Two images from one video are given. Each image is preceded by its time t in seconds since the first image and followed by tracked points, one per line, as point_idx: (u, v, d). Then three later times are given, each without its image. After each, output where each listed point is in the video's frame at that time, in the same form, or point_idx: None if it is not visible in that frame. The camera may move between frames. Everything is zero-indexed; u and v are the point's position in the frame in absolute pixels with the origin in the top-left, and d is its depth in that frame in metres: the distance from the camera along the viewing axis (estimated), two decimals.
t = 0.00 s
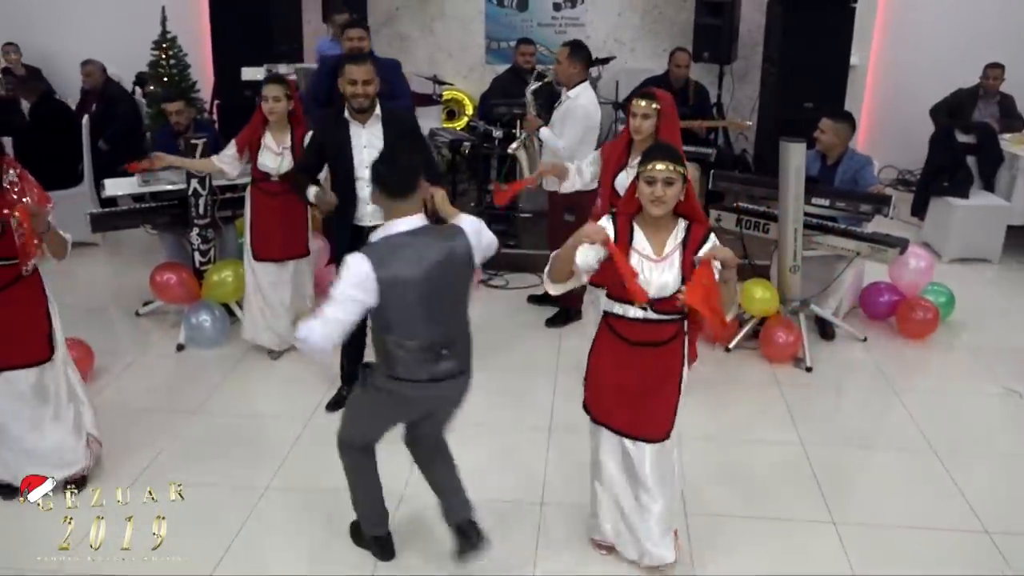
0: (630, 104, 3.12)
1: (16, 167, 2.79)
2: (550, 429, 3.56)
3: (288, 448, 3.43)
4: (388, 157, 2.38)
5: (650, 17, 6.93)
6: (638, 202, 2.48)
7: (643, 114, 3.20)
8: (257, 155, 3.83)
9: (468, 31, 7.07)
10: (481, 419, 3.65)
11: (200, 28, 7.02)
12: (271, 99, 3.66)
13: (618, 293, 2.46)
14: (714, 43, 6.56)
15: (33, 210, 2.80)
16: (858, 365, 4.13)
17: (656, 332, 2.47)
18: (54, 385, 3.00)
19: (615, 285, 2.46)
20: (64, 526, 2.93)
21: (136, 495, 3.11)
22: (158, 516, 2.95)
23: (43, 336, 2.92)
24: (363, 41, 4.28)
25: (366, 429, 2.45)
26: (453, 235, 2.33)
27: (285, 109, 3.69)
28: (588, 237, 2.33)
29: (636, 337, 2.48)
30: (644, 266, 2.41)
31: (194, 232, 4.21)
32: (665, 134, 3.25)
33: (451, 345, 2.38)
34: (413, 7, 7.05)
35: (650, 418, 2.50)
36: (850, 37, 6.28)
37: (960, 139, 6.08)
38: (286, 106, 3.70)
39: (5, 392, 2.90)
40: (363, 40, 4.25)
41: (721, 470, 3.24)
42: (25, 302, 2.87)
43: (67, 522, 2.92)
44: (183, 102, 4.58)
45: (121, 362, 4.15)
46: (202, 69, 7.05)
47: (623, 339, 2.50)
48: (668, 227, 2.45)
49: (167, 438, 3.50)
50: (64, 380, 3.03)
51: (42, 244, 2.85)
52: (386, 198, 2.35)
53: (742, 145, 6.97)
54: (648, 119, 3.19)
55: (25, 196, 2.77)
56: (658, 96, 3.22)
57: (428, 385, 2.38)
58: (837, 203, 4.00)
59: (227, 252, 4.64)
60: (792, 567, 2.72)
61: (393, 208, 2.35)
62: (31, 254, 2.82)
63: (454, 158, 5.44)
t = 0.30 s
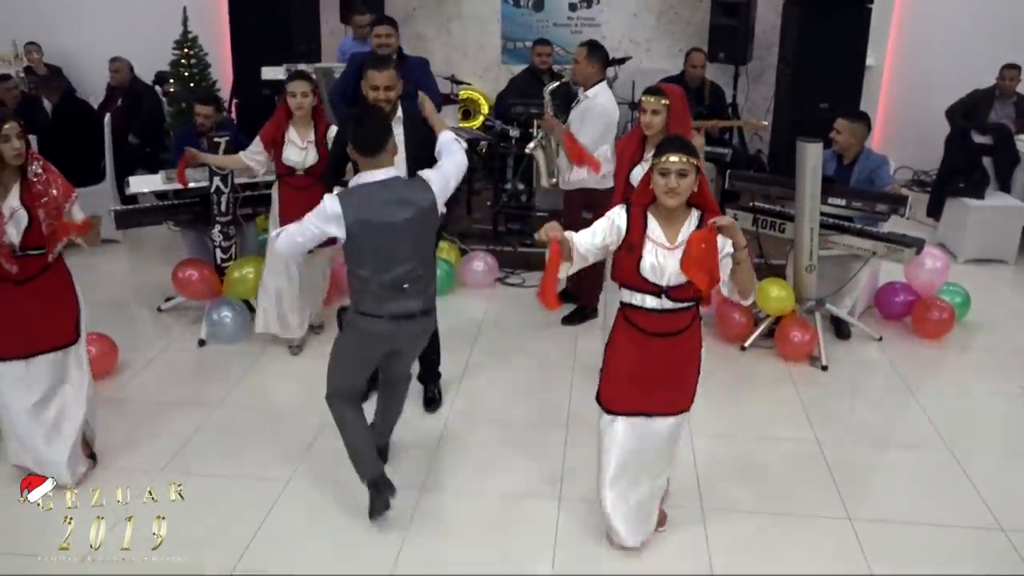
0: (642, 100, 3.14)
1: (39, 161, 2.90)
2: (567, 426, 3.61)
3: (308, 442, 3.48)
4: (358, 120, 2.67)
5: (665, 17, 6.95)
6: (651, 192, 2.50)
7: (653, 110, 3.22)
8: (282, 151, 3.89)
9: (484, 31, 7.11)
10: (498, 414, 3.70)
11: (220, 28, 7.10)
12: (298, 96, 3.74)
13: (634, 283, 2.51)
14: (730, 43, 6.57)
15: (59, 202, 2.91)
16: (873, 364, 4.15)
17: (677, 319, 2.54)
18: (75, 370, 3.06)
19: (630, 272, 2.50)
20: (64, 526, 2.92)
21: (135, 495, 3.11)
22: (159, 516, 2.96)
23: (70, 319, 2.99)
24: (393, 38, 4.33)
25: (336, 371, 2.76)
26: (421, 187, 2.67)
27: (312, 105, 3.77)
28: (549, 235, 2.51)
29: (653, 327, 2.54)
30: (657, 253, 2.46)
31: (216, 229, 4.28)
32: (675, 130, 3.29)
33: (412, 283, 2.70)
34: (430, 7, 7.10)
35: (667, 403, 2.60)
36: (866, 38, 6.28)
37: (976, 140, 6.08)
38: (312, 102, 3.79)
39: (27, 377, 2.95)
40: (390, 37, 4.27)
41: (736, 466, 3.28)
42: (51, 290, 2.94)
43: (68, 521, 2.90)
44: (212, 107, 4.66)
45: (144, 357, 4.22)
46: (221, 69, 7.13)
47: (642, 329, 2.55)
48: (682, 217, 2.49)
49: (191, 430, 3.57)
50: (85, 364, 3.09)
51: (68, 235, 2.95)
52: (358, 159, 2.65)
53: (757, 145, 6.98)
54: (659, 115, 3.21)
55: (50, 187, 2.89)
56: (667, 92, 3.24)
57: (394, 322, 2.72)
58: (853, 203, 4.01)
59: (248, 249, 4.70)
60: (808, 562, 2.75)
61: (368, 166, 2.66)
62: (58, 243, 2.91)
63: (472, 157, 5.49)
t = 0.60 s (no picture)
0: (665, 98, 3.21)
1: (76, 154, 2.95)
2: (586, 421, 3.65)
3: (331, 435, 3.54)
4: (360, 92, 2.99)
5: (682, 17, 6.97)
6: (675, 195, 2.53)
7: (677, 108, 3.29)
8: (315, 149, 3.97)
9: (502, 31, 7.16)
10: (516, 410, 3.75)
11: (241, 28, 7.18)
12: (329, 95, 3.83)
13: (668, 286, 2.53)
14: (747, 43, 6.58)
15: (96, 195, 2.96)
16: (890, 363, 4.17)
17: (708, 318, 2.56)
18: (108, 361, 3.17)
19: (665, 276, 2.51)
20: (64, 526, 2.96)
21: (135, 495, 3.13)
22: (158, 516, 2.99)
23: (106, 309, 3.11)
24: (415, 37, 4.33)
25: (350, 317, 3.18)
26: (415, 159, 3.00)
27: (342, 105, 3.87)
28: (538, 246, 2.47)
29: (686, 327, 2.56)
30: (691, 256, 2.49)
31: (240, 226, 4.35)
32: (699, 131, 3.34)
33: (403, 245, 3.05)
34: (447, 7, 7.16)
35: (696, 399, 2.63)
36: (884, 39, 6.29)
37: (994, 140, 6.07)
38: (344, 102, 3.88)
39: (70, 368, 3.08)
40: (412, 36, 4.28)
41: (753, 462, 3.31)
42: (91, 281, 3.04)
43: (68, 521, 2.95)
44: (239, 115, 4.73)
45: (169, 351, 4.29)
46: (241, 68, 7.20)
47: (674, 330, 2.56)
48: (708, 217, 2.53)
49: (216, 423, 3.63)
50: (122, 352, 3.21)
51: (106, 226, 3.02)
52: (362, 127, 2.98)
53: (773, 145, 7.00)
54: (682, 114, 3.28)
55: (86, 181, 2.94)
56: (690, 90, 3.31)
57: (388, 278, 3.07)
58: (871, 203, 4.04)
59: (271, 245, 4.77)
60: (825, 557, 2.79)
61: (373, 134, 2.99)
62: (97, 235, 2.99)
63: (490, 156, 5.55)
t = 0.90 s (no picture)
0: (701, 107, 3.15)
1: (110, 155, 3.07)
2: (606, 418, 3.70)
3: (355, 429, 3.60)
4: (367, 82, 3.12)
5: (700, 18, 7.00)
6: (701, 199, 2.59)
7: (712, 118, 3.23)
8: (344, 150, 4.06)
9: (520, 31, 7.21)
10: (536, 406, 3.80)
11: (262, 28, 7.26)
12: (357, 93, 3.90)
13: (698, 289, 2.56)
14: (764, 44, 6.60)
15: (130, 191, 3.09)
16: (908, 364, 4.19)
17: (736, 321, 2.59)
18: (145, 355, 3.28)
19: (694, 278, 2.55)
20: (64, 526, 2.97)
21: (136, 495, 3.14)
22: (158, 517, 2.99)
23: (139, 311, 3.17)
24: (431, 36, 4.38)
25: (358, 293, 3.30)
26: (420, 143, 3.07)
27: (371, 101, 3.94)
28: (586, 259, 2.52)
29: (717, 330, 2.59)
30: (720, 257, 2.52)
31: (264, 224, 4.42)
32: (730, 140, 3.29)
33: (398, 227, 3.15)
34: (466, 8, 7.21)
35: (730, 411, 2.64)
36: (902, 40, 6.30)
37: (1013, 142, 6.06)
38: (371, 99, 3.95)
39: (112, 360, 3.21)
40: (429, 37, 4.29)
41: (770, 459, 3.35)
42: (126, 278, 3.12)
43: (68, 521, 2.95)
44: (262, 112, 4.77)
45: (194, 346, 4.36)
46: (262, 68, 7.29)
47: (704, 332, 2.59)
48: (735, 220, 2.58)
49: (242, 417, 3.70)
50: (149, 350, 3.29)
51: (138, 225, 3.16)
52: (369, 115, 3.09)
53: (790, 146, 7.01)
54: (717, 123, 3.23)
55: (122, 179, 3.07)
56: (726, 101, 3.25)
57: (386, 257, 3.19)
58: (890, 203, 4.06)
59: (294, 243, 4.84)
60: (844, 552, 2.83)
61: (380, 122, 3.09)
62: (131, 231, 3.10)
63: (509, 155, 5.61)
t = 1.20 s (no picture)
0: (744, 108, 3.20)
1: (158, 152, 3.16)
2: (625, 415, 3.74)
3: (380, 422, 3.66)
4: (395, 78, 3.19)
5: (719, 19, 7.02)
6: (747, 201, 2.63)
7: (753, 117, 3.29)
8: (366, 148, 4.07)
9: (539, 32, 7.26)
10: (557, 402, 3.85)
11: (285, 28, 7.35)
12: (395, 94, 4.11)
13: (741, 290, 2.59)
14: (783, 45, 6.62)
15: (177, 188, 3.16)
16: (927, 363, 4.21)
17: (781, 325, 2.62)
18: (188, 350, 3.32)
19: (736, 279, 2.59)
20: (64, 525, 3.01)
21: (136, 495, 3.17)
22: (158, 517, 3.02)
23: (184, 304, 3.25)
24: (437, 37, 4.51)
25: (386, 279, 3.36)
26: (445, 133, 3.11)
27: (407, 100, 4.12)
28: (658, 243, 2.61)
29: (761, 332, 2.62)
30: (761, 258, 2.55)
31: (289, 220, 4.49)
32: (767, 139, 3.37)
33: (426, 216, 3.21)
34: (486, 8, 7.27)
35: (768, 413, 2.68)
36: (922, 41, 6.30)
37: None
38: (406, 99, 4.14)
39: (153, 351, 3.27)
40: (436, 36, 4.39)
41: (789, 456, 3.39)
42: (171, 273, 3.20)
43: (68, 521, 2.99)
44: (285, 106, 4.83)
45: (219, 341, 4.44)
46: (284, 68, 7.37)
47: (749, 333, 2.63)
48: (782, 221, 2.59)
49: (269, 410, 3.77)
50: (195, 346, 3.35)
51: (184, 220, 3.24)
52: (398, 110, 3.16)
53: (808, 146, 7.03)
54: (757, 122, 3.29)
55: (168, 176, 3.14)
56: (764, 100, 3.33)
57: (414, 243, 3.25)
58: (910, 203, 4.10)
59: (317, 240, 4.91)
60: (863, 548, 2.87)
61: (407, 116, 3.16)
62: (177, 227, 3.18)
63: (529, 154, 5.67)
